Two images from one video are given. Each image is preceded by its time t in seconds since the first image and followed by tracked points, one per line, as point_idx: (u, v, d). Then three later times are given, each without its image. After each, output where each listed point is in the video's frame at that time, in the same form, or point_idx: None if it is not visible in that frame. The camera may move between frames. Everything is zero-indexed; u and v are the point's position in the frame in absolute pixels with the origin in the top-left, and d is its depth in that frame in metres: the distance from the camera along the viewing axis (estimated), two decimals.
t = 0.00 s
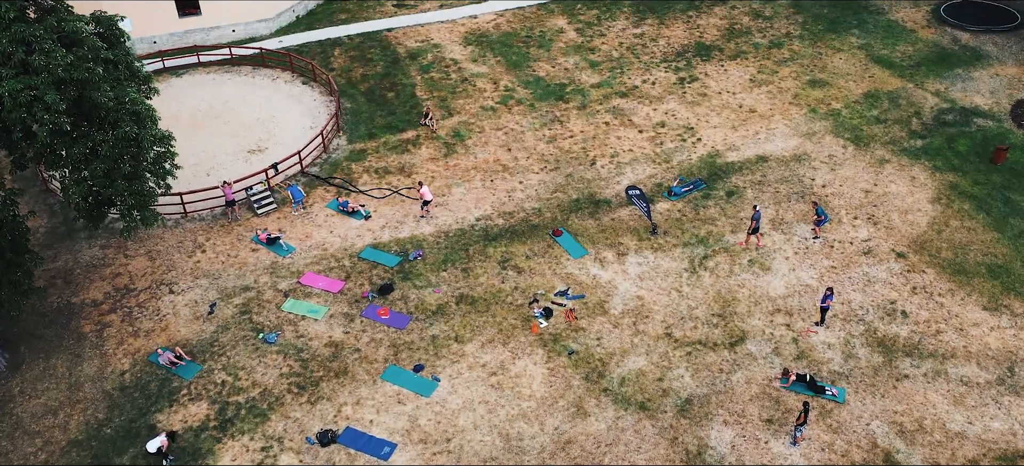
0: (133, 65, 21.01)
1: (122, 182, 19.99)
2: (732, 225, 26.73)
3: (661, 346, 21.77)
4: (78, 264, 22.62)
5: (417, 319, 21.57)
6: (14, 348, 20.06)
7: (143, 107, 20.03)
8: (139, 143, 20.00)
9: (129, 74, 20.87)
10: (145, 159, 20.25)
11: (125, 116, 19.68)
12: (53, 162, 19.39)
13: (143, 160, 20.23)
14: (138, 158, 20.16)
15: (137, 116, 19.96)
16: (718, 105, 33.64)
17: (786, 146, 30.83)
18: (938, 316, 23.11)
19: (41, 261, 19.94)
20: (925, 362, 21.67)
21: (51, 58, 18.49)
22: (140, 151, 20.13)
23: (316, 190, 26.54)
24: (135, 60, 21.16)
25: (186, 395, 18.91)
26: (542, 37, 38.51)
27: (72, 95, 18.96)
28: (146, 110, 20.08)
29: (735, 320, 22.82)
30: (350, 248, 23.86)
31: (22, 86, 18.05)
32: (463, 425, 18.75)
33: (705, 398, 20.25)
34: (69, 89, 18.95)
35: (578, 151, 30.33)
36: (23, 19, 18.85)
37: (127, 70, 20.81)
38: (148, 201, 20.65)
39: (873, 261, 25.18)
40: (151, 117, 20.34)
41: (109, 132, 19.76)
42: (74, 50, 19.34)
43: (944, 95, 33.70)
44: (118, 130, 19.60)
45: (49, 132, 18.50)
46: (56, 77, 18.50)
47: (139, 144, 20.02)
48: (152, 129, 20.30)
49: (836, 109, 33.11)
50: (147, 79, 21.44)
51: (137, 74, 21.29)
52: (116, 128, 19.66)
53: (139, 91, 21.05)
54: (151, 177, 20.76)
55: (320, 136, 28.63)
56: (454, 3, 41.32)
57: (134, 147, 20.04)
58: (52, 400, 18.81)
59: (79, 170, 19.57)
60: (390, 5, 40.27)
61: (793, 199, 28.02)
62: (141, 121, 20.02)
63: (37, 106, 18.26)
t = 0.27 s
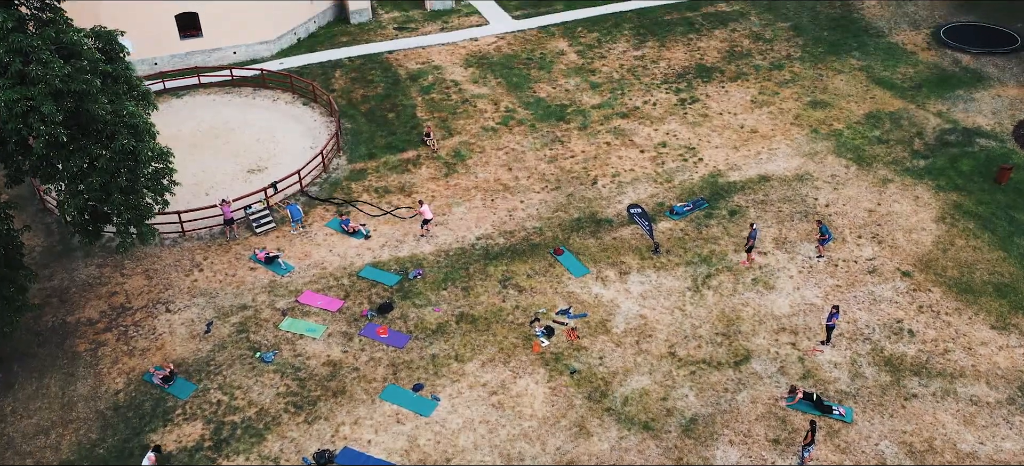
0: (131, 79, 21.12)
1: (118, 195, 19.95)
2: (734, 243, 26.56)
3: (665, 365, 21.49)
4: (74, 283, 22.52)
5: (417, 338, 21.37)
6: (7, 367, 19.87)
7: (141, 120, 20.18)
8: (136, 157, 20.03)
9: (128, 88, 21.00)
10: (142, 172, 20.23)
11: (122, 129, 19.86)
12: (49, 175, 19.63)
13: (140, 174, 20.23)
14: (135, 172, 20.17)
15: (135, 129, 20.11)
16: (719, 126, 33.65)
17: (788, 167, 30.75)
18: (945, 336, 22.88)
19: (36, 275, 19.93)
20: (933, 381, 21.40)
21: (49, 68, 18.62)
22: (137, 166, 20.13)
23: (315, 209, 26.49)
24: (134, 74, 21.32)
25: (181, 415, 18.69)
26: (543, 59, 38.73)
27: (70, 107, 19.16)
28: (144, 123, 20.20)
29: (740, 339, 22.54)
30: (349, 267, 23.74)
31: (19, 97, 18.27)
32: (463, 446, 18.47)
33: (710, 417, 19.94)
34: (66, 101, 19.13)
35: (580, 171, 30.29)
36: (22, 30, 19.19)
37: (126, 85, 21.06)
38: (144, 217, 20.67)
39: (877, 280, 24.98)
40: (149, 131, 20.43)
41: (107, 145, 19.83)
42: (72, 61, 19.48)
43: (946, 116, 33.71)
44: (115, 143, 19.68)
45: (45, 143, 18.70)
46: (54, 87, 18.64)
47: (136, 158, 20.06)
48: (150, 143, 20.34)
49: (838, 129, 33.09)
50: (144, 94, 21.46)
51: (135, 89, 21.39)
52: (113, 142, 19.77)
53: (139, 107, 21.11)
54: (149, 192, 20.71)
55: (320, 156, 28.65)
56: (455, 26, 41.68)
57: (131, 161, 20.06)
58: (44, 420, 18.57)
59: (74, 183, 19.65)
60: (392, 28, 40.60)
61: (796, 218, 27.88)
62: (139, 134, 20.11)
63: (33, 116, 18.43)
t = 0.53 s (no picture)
0: (130, 94, 21.37)
1: (115, 209, 20.12)
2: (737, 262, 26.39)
3: (668, 383, 21.21)
4: (69, 301, 22.41)
5: (416, 356, 21.15)
6: None
7: (138, 132, 20.18)
8: (133, 169, 20.12)
9: (127, 102, 21.19)
10: (138, 183, 20.31)
11: (120, 141, 19.89)
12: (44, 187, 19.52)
13: (137, 187, 20.35)
14: (132, 185, 20.27)
15: (133, 141, 20.12)
16: (720, 146, 33.62)
17: (790, 186, 30.66)
18: (952, 354, 22.60)
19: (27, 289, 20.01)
20: (942, 400, 21.09)
21: (46, 78, 18.75)
22: (134, 178, 20.23)
23: (314, 227, 26.43)
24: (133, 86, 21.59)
25: (175, 434, 18.46)
26: (544, 80, 38.92)
27: (66, 118, 19.22)
28: (141, 136, 20.24)
29: (744, 357, 22.27)
30: (349, 285, 23.61)
31: (15, 106, 18.30)
32: None
33: (714, 436, 19.64)
34: (62, 112, 19.16)
35: (581, 190, 30.24)
36: (20, 40, 19.39)
37: (124, 98, 21.07)
38: (140, 232, 20.86)
39: (882, 298, 24.75)
40: (146, 143, 20.47)
41: (103, 157, 19.88)
42: (69, 72, 19.68)
43: (948, 136, 33.69)
44: (112, 156, 19.76)
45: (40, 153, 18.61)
46: (50, 97, 18.75)
47: (133, 171, 20.15)
48: (147, 156, 20.44)
49: (840, 150, 33.04)
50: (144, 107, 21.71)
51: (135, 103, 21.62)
52: (110, 154, 19.83)
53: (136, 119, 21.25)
54: (145, 206, 20.95)
55: (320, 175, 28.65)
56: (456, 48, 41.99)
57: (128, 174, 20.14)
58: (36, 439, 18.33)
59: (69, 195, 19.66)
60: (392, 50, 40.89)
61: (799, 236, 27.74)
62: (136, 147, 20.15)
63: (29, 126, 18.46)
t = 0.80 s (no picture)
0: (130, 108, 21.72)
1: (111, 222, 20.34)
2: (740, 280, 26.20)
3: (671, 403, 20.94)
4: (65, 320, 22.30)
5: (415, 375, 20.94)
6: None
7: (136, 145, 20.68)
8: (130, 182, 20.45)
9: (126, 116, 21.55)
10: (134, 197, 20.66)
11: (117, 154, 20.28)
12: (41, 200, 19.65)
13: (133, 201, 20.68)
14: (128, 199, 20.61)
15: (130, 154, 20.60)
16: (722, 166, 33.57)
17: (793, 205, 30.57)
18: (960, 373, 22.34)
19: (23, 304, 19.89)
20: (950, 420, 20.81)
21: (43, 89, 18.73)
22: (131, 192, 20.60)
23: (313, 246, 26.37)
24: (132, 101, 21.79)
25: (169, 453, 18.22)
26: (544, 101, 39.08)
27: (63, 128, 19.35)
28: (139, 149, 20.73)
29: (748, 376, 22.01)
30: (347, 304, 23.47)
31: (12, 116, 18.30)
32: None
33: (719, 456, 19.34)
34: (60, 122, 19.29)
35: (581, 209, 30.18)
36: (17, 47, 19.46)
37: (123, 112, 21.43)
38: (137, 247, 21.21)
39: (887, 317, 24.52)
40: (143, 156, 20.94)
41: (100, 170, 20.14)
42: (68, 83, 19.71)
43: (950, 157, 33.67)
44: (109, 168, 20.05)
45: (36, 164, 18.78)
46: (47, 107, 18.72)
47: (130, 184, 20.50)
48: (144, 170, 20.85)
49: (842, 170, 33.00)
50: (144, 122, 22.01)
51: (133, 117, 21.85)
52: (107, 166, 20.12)
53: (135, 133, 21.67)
54: (142, 220, 21.27)
55: (320, 194, 28.65)
56: (456, 70, 42.26)
57: (125, 187, 20.48)
58: (27, 457, 18.10)
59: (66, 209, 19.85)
60: (393, 72, 41.17)
61: (802, 255, 27.59)
62: (134, 160, 20.63)
63: (25, 136, 18.43)
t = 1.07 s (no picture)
0: (129, 122, 21.75)
1: (108, 235, 20.63)
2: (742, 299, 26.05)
3: (674, 421, 20.70)
4: (60, 339, 22.19)
5: (414, 393, 20.75)
6: None
7: (134, 158, 20.66)
8: (127, 195, 20.66)
9: (126, 130, 21.56)
10: (132, 210, 20.88)
11: (115, 167, 20.34)
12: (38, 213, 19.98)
13: (130, 214, 20.91)
14: (126, 211, 20.85)
15: (128, 167, 20.64)
16: (723, 186, 33.55)
17: (795, 225, 30.51)
18: (966, 392, 22.16)
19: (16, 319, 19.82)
20: (958, 439, 20.61)
21: (40, 99, 18.95)
22: (128, 204, 20.78)
23: (312, 265, 26.31)
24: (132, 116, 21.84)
25: None
26: (544, 123, 39.23)
27: (60, 139, 19.50)
28: (138, 162, 20.73)
29: (751, 394, 21.77)
30: (346, 322, 23.34)
31: (9, 126, 18.51)
32: None
33: None
34: (57, 133, 19.48)
35: (582, 228, 30.15)
36: (16, 58, 19.53)
37: (122, 126, 21.47)
38: (134, 261, 21.39)
39: (892, 336, 24.32)
40: (142, 169, 20.97)
41: (98, 182, 20.31)
42: (66, 95, 19.91)
43: (951, 177, 33.69)
44: (106, 181, 20.17)
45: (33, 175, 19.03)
46: (44, 118, 18.95)
47: (127, 197, 20.70)
48: (142, 183, 20.92)
49: (844, 190, 32.97)
50: (143, 137, 22.12)
51: (133, 131, 21.91)
52: (105, 179, 20.26)
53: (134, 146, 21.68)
54: (140, 234, 21.46)
55: (320, 213, 28.68)
56: (456, 92, 42.51)
57: (123, 200, 20.71)
58: None
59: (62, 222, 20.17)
60: (394, 94, 41.44)
61: (805, 273, 27.45)
62: (132, 173, 20.67)
63: (23, 147, 18.74)
